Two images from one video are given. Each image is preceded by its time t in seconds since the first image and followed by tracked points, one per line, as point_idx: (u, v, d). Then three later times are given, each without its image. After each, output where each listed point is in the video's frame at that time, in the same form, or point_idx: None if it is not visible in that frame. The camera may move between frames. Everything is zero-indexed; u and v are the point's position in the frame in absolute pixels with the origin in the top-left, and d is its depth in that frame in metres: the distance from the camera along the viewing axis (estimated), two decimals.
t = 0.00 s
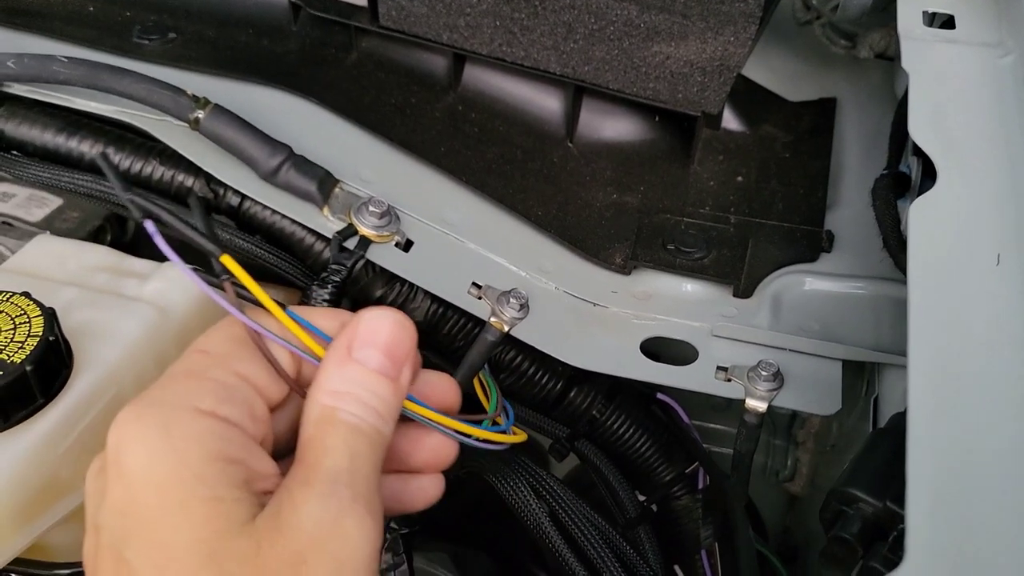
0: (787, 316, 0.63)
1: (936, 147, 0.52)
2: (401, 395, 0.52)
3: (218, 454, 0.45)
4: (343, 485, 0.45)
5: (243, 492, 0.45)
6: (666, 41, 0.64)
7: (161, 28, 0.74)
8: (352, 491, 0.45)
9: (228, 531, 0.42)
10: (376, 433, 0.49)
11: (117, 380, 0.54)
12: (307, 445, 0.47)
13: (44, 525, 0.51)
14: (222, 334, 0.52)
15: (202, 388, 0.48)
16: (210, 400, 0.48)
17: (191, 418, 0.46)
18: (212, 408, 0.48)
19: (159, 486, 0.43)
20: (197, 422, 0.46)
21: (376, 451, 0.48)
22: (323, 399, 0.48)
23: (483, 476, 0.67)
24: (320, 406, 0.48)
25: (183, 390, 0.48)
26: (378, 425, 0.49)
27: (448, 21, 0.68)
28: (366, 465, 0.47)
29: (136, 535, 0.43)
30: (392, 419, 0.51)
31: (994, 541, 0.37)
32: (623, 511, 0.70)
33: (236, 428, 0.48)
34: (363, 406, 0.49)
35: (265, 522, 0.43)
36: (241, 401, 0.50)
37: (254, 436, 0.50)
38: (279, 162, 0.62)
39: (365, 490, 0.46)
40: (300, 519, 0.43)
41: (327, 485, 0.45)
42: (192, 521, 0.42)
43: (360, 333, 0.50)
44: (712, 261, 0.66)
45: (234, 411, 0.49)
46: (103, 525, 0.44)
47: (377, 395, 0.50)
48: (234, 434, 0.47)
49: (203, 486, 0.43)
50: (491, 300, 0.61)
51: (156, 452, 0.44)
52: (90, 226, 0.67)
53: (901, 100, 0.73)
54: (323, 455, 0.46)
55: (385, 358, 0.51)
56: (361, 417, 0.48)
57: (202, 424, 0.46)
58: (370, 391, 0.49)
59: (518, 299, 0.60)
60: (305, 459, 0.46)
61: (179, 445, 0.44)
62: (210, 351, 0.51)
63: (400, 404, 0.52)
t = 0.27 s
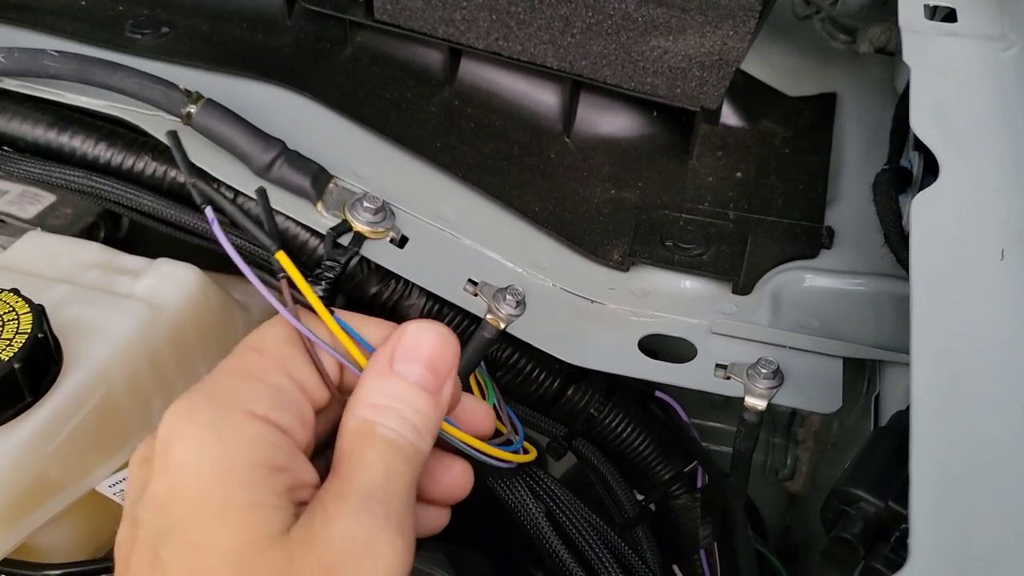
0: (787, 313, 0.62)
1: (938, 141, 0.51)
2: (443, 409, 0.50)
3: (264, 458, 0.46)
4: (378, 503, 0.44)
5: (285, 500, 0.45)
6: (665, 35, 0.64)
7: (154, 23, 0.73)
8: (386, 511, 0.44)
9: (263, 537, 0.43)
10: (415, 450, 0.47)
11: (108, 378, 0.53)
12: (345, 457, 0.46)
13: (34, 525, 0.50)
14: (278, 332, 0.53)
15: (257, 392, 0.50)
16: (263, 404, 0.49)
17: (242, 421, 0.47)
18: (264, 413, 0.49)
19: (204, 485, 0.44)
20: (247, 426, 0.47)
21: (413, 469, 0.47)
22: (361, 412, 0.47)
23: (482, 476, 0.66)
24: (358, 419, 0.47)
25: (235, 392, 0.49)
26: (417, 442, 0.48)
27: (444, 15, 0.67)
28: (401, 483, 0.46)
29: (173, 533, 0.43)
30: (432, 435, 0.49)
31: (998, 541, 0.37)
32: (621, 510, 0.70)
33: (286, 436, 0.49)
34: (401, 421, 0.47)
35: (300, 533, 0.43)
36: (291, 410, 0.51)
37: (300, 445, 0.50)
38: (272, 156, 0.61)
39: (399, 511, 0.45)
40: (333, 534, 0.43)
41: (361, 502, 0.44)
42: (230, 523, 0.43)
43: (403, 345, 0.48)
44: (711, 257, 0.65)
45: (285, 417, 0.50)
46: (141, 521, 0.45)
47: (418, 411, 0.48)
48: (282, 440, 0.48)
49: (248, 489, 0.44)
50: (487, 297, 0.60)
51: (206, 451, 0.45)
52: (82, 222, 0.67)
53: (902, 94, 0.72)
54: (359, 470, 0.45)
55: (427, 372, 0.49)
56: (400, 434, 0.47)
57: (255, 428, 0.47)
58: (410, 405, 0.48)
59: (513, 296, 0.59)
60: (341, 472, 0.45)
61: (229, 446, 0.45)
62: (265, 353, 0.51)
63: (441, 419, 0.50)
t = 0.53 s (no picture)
0: (783, 316, 0.63)
1: (933, 145, 0.51)
2: (429, 394, 0.50)
3: (284, 465, 0.46)
4: (371, 498, 0.45)
5: (302, 508, 0.45)
6: (663, 39, 0.64)
7: (154, 26, 0.74)
8: (378, 505, 0.45)
9: (271, 546, 0.43)
10: (401, 437, 0.48)
11: (108, 379, 0.53)
12: (334, 454, 0.47)
13: (35, 526, 0.51)
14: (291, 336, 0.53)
15: (277, 396, 0.49)
16: (284, 410, 0.49)
17: (263, 426, 0.47)
18: (283, 419, 0.48)
19: (222, 490, 0.44)
20: (267, 431, 0.46)
21: (404, 458, 0.47)
22: (344, 408, 0.48)
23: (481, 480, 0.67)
24: (342, 416, 0.48)
25: (256, 397, 0.49)
26: (403, 428, 0.48)
27: (443, 19, 0.68)
28: (392, 475, 0.46)
29: (189, 537, 0.44)
30: (421, 420, 0.49)
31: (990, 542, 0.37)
32: (619, 512, 0.69)
33: (306, 442, 0.49)
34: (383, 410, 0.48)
35: (300, 536, 0.44)
36: (311, 415, 0.50)
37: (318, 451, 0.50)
38: (272, 160, 0.61)
39: (395, 509, 0.45)
40: (328, 537, 0.43)
41: (350, 498, 0.45)
42: (241, 530, 0.43)
43: (374, 335, 0.49)
44: (708, 260, 0.65)
45: (306, 423, 0.50)
46: (159, 524, 0.45)
47: (399, 398, 0.49)
48: (302, 447, 0.47)
49: (264, 496, 0.44)
50: (485, 299, 0.61)
51: (225, 456, 0.44)
52: (83, 225, 0.67)
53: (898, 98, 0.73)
54: (345, 465, 0.46)
55: (404, 357, 0.49)
56: (382, 423, 0.48)
57: (274, 434, 0.46)
58: (391, 393, 0.48)
59: (512, 299, 0.60)
60: (332, 469, 0.47)
61: (247, 452, 0.45)
62: (282, 357, 0.52)
63: (430, 403, 0.50)
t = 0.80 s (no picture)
0: (778, 315, 0.63)
1: (927, 145, 0.51)
2: (440, 420, 0.50)
3: (276, 465, 0.45)
4: (380, 514, 0.44)
5: (294, 508, 0.45)
6: (658, 38, 0.64)
7: (149, 25, 0.74)
8: (388, 521, 0.44)
9: (264, 548, 0.43)
10: (414, 457, 0.47)
11: (102, 378, 0.53)
12: (344, 466, 0.46)
13: (28, 525, 0.51)
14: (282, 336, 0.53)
15: (269, 395, 0.49)
16: (276, 408, 0.49)
17: (255, 426, 0.47)
18: (276, 416, 0.48)
19: (214, 490, 0.44)
20: (259, 431, 0.46)
21: (412, 479, 0.47)
22: (360, 421, 0.48)
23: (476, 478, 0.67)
24: (357, 428, 0.47)
25: (249, 396, 0.49)
26: (416, 450, 0.48)
27: (438, 17, 0.68)
28: (400, 493, 0.46)
29: (182, 537, 0.44)
30: (430, 445, 0.49)
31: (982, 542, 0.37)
32: (614, 510, 0.70)
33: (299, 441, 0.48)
34: (399, 428, 0.47)
35: (302, 541, 0.43)
36: (305, 412, 0.50)
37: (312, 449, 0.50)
38: (266, 159, 0.61)
39: (400, 526, 0.45)
40: (335, 545, 0.42)
41: (362, 511, 0.44)
42: (233, 531, 0.43)
43: (401, 354, 0.49)
44: (703, 259, 0.65)
45: (299, 421, 0.49)
46: (153, 523, 0.45)
47: (415, 420, 0.48)
48: (295, 446, 0.47)
49: (255, 496, 0.44)
50: (479, 299, 0.60)
51: (218, 457, 0.44)
52: (78, 224, 0.67)
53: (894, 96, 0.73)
54: (357, 478, 0.45)
55: (423, 380, 0.49)
56: (398, 440, 0.47)
57: (266, 434, 0.46)
58: (407, 413, 0.48)
59: (507, 298, 0.60)
60: (339, 481, 0.46)
61: (239, 453, 0.45)
62: (274, 355, 0.52)
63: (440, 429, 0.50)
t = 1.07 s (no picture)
0: (780, 316, 0.62)
1: (931, 144, 0.51)
2: (452, 436, 0.50)
3: (287, 467, 0.45)
4: (397, 523, 0.44)
5: (306, 510, 0.44)
6: (660, 37, 0.64)
7: (148, 23, 0.73)
8: (404, 532, 0.44)
9: (280, 551, 0.42)
10: (429, 473, 0.47)
11: (98, 378, 0.52)
12: (359, 476, 0.46)
13: (24, 526, 0.50)
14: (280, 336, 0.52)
15: (276, 395, 0.49)
16: (284, 408, 0.48)
17: (265, 427, 0.46)
18: (283, 417, 0.48)
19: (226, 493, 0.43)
20: (269, 433, 0.46)
21: (425, 492, 0.47)
22: (375, 433, 0.48)
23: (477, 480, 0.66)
24: (373, 440, 0.47)
25: (256, 397, 0.48)
26: (430, 465, 0.48)
27: (439, 16, 0.67)
28: (415, 504, 0.46)
29: (194, 540, 0.43)
30: (441, 460, 0.49)
31: (988, 545, 0.37)
32: (615, 512, 0.69)
33: (307, 441, 0.48)
34: (414, 442, 0.48)
35: (320, 547, 0.42)
36: (310, 412, 0.49)
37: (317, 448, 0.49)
38: (265, 158, 0.61)
39: (414, 536, 0.45)
40: (354, 551, 0.42)
41: (379, 519, 0.44)
42: (248, 534, 0.42)
43: (417, 369, 0.49)
44: (705, 259, 0.65)
45: (306, 420, 0.49)
46: (160, 525, 0.45)
47: (428, 435, 0.49)
48: (303, 448, 0.47)
49: (268, 498, 0.43)
50: (480, 299, 0.60)
51: (230, 458, 0.44)
52: (76, 223, 0.67)
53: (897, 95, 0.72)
54: (374, 488, 0.45)
55: (438, 396, 0.49)
56: (413, 456, 0.47)
57: (275, 435, 0.46)
58: (421, 427, 0.48)
59: (507, 298, 0.59)
60: (355, 490, 0.45)
61: (250, 454, 0.44)
62: (276, 356, 0.51)
63: (449, 446, 0.51)
